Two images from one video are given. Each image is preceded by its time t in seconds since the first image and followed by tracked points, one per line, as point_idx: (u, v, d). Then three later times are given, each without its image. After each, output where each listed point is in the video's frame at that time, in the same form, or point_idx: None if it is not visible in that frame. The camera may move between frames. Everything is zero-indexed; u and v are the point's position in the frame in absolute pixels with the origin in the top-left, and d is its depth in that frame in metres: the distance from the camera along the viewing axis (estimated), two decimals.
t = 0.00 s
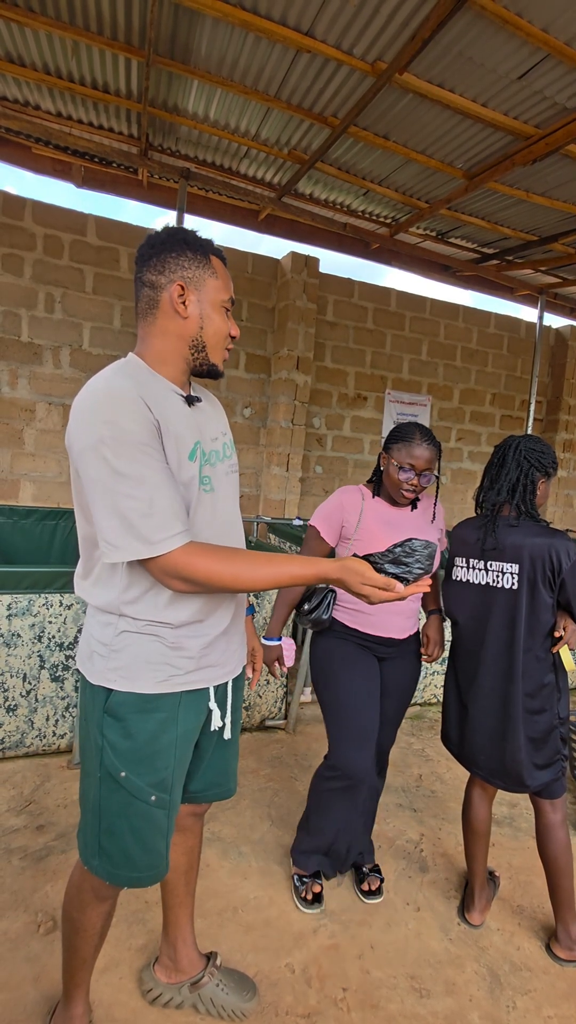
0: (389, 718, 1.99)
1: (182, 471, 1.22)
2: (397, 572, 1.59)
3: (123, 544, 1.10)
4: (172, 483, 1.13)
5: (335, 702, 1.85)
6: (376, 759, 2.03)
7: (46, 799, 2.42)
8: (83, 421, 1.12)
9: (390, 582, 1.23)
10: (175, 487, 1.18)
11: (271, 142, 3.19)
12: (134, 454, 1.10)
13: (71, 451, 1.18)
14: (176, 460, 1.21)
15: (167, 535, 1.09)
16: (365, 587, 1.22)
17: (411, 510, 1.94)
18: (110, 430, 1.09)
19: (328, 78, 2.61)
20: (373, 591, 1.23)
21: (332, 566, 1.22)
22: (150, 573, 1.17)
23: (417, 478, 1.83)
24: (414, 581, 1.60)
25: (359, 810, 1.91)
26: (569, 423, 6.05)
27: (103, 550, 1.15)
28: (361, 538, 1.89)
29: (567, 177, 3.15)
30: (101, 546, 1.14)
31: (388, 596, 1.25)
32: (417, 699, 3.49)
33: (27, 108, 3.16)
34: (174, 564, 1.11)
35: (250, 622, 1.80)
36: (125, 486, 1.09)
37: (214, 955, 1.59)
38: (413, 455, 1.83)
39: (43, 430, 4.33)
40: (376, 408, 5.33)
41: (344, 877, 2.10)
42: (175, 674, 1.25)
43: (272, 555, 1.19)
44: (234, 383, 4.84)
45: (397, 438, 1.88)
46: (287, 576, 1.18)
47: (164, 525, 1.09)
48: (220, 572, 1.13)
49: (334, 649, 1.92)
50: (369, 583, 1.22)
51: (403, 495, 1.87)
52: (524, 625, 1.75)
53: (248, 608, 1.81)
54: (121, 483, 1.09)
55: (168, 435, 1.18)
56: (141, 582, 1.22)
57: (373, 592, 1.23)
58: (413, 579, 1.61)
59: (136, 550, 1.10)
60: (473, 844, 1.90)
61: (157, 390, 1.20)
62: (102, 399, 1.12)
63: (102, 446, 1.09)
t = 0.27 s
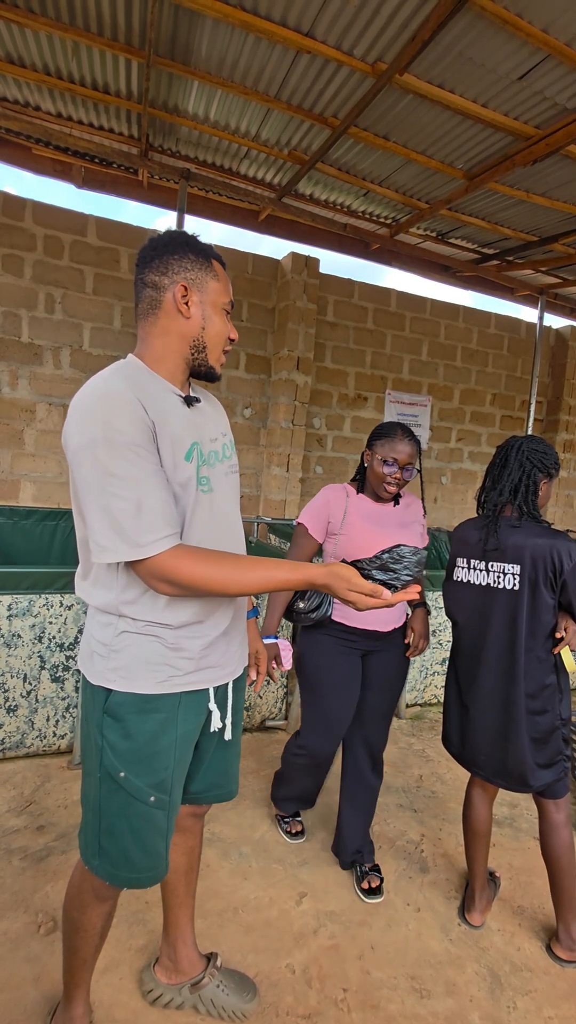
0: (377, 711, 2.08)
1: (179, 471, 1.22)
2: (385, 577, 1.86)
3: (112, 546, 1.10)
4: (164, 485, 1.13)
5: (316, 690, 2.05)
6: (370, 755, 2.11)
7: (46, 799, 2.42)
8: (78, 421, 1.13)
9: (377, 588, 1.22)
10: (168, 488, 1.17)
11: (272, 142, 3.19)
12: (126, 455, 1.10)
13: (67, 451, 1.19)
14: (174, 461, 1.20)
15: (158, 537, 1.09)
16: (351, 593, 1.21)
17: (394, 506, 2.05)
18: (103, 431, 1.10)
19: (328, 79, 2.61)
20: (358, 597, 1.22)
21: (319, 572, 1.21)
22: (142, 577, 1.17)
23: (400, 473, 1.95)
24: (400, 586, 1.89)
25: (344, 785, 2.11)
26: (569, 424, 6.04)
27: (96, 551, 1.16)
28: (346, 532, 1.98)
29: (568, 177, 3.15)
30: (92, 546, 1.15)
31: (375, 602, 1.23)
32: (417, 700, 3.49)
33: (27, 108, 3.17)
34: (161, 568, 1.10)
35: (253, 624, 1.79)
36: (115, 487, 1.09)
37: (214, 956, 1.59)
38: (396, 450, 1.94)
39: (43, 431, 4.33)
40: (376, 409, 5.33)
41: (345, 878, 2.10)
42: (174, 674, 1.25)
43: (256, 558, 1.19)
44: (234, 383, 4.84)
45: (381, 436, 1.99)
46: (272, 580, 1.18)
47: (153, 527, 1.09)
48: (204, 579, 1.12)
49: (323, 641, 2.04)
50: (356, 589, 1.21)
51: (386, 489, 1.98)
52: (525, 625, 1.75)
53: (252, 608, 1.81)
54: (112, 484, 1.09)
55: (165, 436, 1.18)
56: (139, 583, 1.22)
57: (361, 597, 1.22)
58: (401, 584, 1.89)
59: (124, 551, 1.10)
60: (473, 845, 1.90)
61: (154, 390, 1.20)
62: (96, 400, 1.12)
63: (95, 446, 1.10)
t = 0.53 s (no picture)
0: (352, 701, 2.14)
1: (178, 471, 1.21)
2: (381, 580, 1.56)
3: (108, 546, 1.10)
4: (161, 485, 1.12)
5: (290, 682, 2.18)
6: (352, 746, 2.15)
7: (46, 800, 2.42)
8: (75, 421, 1.13)
9: (374, 591, 1.22)
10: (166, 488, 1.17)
11: (272, 142, 3.19)
12: (123, 455, 1.09)
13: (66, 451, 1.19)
14: (172, 461, 1.20)
15: (154, 538, 1.09)
16: (348, 594, 1.21)
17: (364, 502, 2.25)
18: (100, 431, 1.09)
19: (329, 79, 2.61)
20: (355, 598, 1.21)
21: (316, 573, 1.20)
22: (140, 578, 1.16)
23: (368, 468, 2.13)
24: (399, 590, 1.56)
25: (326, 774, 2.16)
26: (570, 424, 6.03)
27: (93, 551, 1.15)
28: (315, 530, 2.18)
29: (568, 177, 3.15)
30: (89, 546, 1.14)
31: (372, 604, 1.23)
32: (418, 700, 3.49)
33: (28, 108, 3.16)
34: (157, 568, 1.10)
35: (254, 625, 1.80)
36: (111, 488, 1.09)
37: (214, 958, 1.59)
38: (364, 448, 2.13)
39: (43, 431, 4.33)
40: (377, 409, 5.32)
41: (345, 879, 2.10)
42: (173, 675, 1.25)
43: (249, 560, 1.18)
44: (234, 383, 4.84)
45: (349, 435, 2.18)
46: (267, 581, 1.17)
47: (149, 528, 1.09)
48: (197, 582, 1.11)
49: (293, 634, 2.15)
50: (352, 590, 1.21)
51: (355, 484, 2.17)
52: (527, 626, 1.74)
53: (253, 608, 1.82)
54: (109, 484, 1.09)
55: (163, 436, 1.18)
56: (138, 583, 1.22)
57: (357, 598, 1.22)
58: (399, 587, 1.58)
59: (121, 551, 1.09)
60: (474, 846, 1.90)
61: (152, 390, 1.20)
62: (94, 399, 1.12)
63: (93, 446, 1.10)
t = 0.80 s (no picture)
0: (334, 690, 2.23)
1: (179, 471, 1.21)
2: (383, 579, 1.58)
3: (108, 546, 1.10)
4: (162, 485, 1.12)
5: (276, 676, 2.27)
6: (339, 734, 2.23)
7: (46, 801, 2.42)
8: (77, 421, 1.12)
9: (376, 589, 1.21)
10: (167, 488, 1.17)
11: (272, 142, 3.18)
12: (124, 455, 1.09)
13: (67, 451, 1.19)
14: (174, 461, 1.20)
15: (153, 539, 1.09)
16: (350, 593, 1.20)
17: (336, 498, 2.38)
18: (102, 431, 1.09)
19: (329, 79, 2.61)
20: (356, 597, 1.21)
21: (317, 572, 1.20)
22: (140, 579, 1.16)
23: (339, 465, 2.26)
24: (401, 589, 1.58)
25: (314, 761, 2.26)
26: (571, 423, 6.03)
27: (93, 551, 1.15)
28: (290, 528, 2.30)
29: (569, 177, 3.14)
30: (90, 547, 1.14)
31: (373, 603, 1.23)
32: (418, 701, 3.49)
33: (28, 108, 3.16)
34: (157, 568, 1.10)
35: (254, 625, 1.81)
36: (111, 488, 1.09)
37: (214, 959, 1.59)
38: (335, 445, 2.26)
39: (43, 431, 4.32)
40: (377, 409, 5.32)
41: (346, 880, 2.09)
42: (175, 675, 1.25)
43: (249, 560, 1.18)
44: (234, 384, 4.83)
45: (321, 435, 2.31)
46: (267, 581, 1.17)
47: (150, 528, 1.09)
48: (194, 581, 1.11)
49: (273, 627, 2.24)
50: (354, 589, 1.21)
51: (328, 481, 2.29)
52: (529, 626, 1.74)
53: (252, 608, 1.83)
54: (109, 484, 1.09)
55: (164, 436, 1.18)
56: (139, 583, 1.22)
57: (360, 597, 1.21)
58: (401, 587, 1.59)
59: (121, 552, 1.09)
60: (475, 847, 1.90)
61: (154, 390, 1.20)
62: (95, 399, 1.11)
63: (94, 446, 1.09)
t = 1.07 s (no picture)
0: (332, 678, 2.39)
1: (182, 471, 1.21)
2: (383, 577, 1.62)
3: (110, 546, 1.10)
4: (165, 486, 1.12)
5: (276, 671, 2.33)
6: (331, 713, 2.43)
7: (47, 801, 2.42)
8: (81, 420, 1.12)
9: (377, 587, 1.22)
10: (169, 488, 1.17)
11: (273, 143, 3.19)
12: (127, 455, 1.09)
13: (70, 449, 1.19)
14: (176, 461, 1.20)
15: (154, 540, 1.08)
16: (350, 592, 1.20)
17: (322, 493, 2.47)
18: (105, 430, 1.09)
19: (330, 80, 2.61)
20: (356, 595, 1.21)
21: (318, 572, 1.21)
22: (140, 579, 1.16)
23: (318, 458, 2.36)
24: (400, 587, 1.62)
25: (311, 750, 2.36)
26: (572, 423, 6.02)
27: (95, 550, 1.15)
28: (282, 524, 2.36)
29: (570, 177, 3.14)
30: (93, 546, 1.14)
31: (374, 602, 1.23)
32: (420, 701, 3.48)
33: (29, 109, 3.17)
34: (157, 569, 1.10)
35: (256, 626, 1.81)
36: (113, 487, 1.08)
37: (215, 960, 1.58)
38: (314, 441, 2.37)
39: (44, 431, 4.33)
40: (378, 409, 5.31)
41: (346, 880, 2.09)
42: (177, 676, 1.25)
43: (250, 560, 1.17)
44: (235, 384, 4.84)
45: (302, 433, 2.42)
46: (269, 581, 1.17)
47: (151, 529, 1.08)
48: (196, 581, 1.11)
49: (272, 622, 2.32)
50: (354, 588, 1.21)
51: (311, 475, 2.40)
52: (530, 626, 1.74)
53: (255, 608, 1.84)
54: (112, 484, 1.09)
55: (167, 436, 1.17)
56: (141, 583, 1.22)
57: (359, 596, 1.22)
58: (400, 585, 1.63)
59: (123, 552, 1.09)
60: (477, 848, 1.89)
61: (157, 390, 1.19)
62: (99, 399, 1.11)
63: (97, 446, 1.09)
